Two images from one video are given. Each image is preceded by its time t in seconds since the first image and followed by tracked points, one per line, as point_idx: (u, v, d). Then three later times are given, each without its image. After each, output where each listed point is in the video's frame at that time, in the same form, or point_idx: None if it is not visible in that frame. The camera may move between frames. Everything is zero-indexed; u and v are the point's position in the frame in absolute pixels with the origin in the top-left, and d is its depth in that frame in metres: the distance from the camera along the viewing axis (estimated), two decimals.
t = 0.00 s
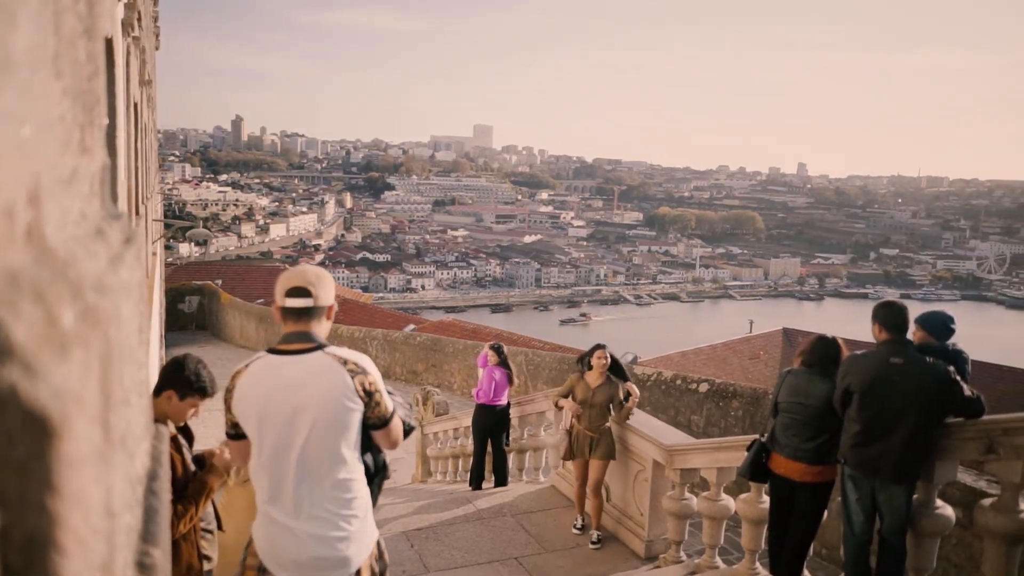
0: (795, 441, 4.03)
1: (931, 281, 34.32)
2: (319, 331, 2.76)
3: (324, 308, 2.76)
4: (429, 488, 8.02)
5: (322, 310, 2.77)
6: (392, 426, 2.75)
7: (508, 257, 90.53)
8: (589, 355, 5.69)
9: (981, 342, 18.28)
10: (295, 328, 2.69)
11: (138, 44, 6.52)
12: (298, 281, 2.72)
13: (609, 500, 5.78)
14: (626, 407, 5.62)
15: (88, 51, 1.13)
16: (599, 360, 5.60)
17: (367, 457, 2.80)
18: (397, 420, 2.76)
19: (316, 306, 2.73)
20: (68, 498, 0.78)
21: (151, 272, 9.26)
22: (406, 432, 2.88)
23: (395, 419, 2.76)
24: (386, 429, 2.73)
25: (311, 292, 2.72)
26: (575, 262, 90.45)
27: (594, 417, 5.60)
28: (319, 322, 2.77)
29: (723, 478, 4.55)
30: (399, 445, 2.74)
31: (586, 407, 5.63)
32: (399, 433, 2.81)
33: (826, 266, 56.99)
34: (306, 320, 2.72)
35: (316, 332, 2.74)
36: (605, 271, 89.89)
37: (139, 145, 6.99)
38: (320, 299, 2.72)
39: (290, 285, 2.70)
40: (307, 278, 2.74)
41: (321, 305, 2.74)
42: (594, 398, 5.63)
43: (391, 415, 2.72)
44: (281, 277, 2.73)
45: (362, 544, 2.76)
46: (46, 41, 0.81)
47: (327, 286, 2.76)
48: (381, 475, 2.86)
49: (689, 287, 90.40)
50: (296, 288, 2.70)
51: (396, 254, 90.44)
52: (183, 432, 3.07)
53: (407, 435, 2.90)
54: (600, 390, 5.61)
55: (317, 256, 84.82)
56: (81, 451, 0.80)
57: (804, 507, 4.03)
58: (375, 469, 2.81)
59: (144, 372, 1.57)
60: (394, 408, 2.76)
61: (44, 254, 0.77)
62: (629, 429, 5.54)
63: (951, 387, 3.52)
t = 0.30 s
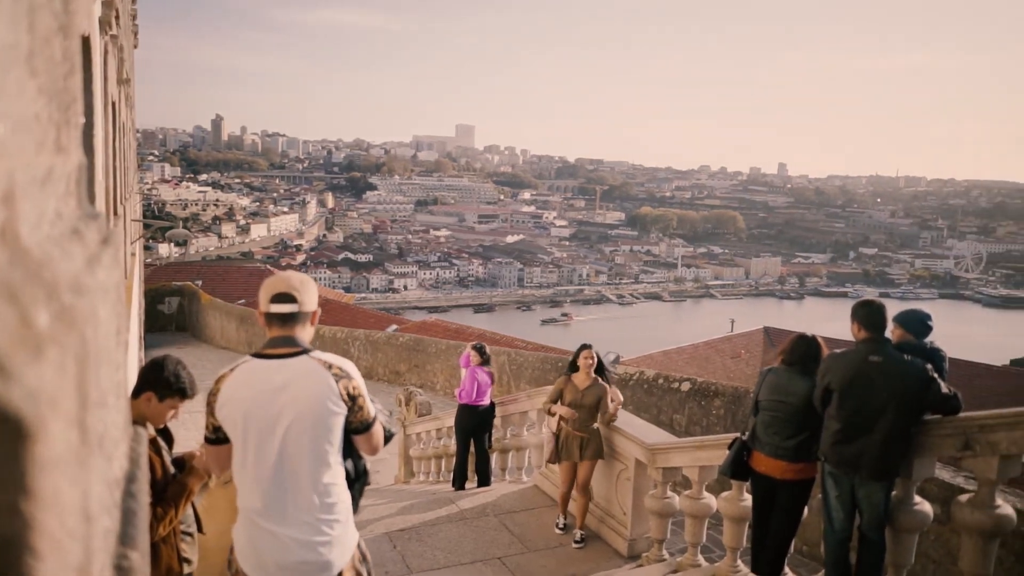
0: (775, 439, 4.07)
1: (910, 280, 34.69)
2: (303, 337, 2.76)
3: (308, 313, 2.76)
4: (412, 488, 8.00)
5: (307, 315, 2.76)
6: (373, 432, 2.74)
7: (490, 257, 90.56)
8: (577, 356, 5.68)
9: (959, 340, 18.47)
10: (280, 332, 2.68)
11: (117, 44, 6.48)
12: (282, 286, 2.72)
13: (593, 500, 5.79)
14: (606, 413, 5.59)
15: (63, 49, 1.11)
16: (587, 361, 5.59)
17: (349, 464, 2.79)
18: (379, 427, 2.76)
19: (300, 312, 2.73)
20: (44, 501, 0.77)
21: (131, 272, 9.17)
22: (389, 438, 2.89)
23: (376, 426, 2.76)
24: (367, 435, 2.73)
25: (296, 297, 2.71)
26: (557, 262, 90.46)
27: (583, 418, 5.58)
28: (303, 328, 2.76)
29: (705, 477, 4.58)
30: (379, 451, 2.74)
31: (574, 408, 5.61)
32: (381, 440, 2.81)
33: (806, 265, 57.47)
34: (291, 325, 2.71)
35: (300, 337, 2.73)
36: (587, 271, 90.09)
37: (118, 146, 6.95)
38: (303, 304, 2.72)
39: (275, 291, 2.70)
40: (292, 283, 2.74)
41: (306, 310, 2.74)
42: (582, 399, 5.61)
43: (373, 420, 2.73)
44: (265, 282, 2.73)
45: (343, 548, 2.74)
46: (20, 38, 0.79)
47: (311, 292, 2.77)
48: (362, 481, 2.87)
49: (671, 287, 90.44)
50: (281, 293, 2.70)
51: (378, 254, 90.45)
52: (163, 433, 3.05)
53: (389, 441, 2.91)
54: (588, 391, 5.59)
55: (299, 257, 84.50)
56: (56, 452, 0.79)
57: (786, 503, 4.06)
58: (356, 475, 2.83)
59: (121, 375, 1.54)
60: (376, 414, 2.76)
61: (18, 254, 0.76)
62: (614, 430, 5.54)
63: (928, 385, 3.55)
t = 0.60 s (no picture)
0: (759, 437, 4.09)
1: (890, 279, 34.97)
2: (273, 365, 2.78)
3: (278, 342, 2.79)
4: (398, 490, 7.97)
5: (277, 345, 2.79)
6: (340, 460, 2.73)
7: (474, 257, 90.54)
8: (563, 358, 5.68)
9: (939, 340, 18.63)
10: (248, 360, 2.71)
11: (97, 43, 6.43)
12: (254, 314, 2.75)
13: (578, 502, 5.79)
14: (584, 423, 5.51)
15: (42, 49, 1.10)
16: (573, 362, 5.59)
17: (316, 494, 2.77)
18: (346, 455, 2.75)
19: (271, 340, 2.75)
20: (23, 508, 0.76)
21: (112, 275, 9.08)
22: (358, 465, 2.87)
23: (344, 454, 2.74)
24: (333, 464, 2.72)
25: (268, 326, 2.74)
26: (541, 262, 90.43)
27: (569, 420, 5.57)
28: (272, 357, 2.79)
29: (689, 476, 4.61)
30: (346, 476, 2.73)
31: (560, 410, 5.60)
32: (349, 467, 2.80)
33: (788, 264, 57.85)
34: (260, 353, 2.74)
35: (270, 366, 2.75)
36: (572, 271, 90.20)
37: (99, 146, 6.90)
38: (275, 333, 2.76)
39: (247, 319, 2.73)
40: (263, 312, 2.78)
41: (277, 340, 2.78)
42: (567, 400, 5.60)
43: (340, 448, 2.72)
44: (238, 310, 2.76)
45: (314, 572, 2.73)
46: None
47: (282, 322, 2.80)
48: (331, 506, 2.85)
49: (655, 287, 90.44)
50: (252, 322, 2.74)
51: (362, 255, 90.41)
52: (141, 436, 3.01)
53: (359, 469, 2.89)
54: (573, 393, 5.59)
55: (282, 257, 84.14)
56: (34, 458, 0.78)
57: (771, 501, 4.08)
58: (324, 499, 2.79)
59: (102, 378, 1.53)
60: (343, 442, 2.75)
61: None
62: (600, 431, 5.54)
63: (909, 382, 3.57)
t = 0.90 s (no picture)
0: (740, 436, 4.12)
1: (870, 278, 35.29)
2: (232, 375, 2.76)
3: (238, 353, 2.77)
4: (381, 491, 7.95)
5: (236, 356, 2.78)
6: (298, 471, 2.73)
7: (458, 257, 90.49)
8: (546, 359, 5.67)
9: (918, 338, 18.81)
10: (208, 370, 2.69)
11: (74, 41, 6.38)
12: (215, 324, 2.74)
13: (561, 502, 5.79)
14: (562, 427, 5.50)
15: (16, 49, 1.09)
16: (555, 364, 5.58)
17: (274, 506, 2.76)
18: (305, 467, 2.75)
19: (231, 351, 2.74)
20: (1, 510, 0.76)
21: (90, 276, 9.01)
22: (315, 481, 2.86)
23: (303, 465, 2.75)
24: (294, 473, 2.72)
25: (229, 336, 2.73)
26: (524, 262, 90.43)
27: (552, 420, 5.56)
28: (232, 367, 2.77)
29: (671, 474, 4.63)
30: (304, 490, 2.72)
31: (543, 411, 5.59)
32: (307, 481, 2.79)
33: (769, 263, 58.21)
34: (221, 363, 2.72)
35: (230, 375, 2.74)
36: (555, 271, 90.28)
37: (76, 145, 6.84)
38: (236, 343, 2.75)
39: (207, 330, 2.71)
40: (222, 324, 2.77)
41: (238, 350, 2.76)
42: (550, 401, 5.59)
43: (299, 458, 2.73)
44: (198, 322, 2.73)
45: None
46: None
47: (243, 332, 2.80)
48: (289, 519, 2.84)
49: (637, 287, 90.51)
50: (213, 331, 2.73)
51: (344, 255, 90.38)
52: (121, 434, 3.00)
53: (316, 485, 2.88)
54: (556, 394, 5.58)
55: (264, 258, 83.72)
56: (10, 460, 0.78)
57: (752, 498, 4.11)
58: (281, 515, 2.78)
59: (79, 380, 1.51)
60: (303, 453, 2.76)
61: None
62: (584, 432, 5.53)
63: (887, 380, 3.61)
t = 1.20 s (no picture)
0: (722, 432, 4.16)
1: (850, 276, 35.55)
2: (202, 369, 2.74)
3: (207, 347, 2.74)
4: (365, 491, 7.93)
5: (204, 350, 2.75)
6: (273, 462, 2.73)
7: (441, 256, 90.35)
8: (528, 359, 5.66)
9: (898, 335, 18.98)
10: (177, 365, 2.67)
11: (51, 38, 6.30)
12: (183, 319, 2.71)
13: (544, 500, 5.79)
14: (545, 427, 5.50)
15: None
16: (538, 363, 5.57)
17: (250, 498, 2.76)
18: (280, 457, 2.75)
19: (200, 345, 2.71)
20: None
21: (69, 276, 8.91)
22: (291, 472, 2.87)
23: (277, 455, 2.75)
24: (267, 465, 2.72)
25: (197, 330, 2.71)
26: (508, 261, 90.44)
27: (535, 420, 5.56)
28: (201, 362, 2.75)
29: (654, 471, 4.65)
30: (279, 480, 2.72)
31: (526, 410, 5.58)
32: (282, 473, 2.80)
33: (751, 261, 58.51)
34: (189, 358, 2.69)
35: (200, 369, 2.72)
36: (539, 270, 90.32)
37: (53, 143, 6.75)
38: (204, 337, 2.72)
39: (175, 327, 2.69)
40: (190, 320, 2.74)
41: (207, 345, 2.74)
42: (533, 401, 5.59)
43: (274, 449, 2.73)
44: (165, 320, 2.69)
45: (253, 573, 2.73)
46: None
47: (212, 328, 2.78)
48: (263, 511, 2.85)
49: (621, 286, 90.53)
50: (182, 327, 2.70)
51: (327, 255, 90.36)
52: (99, 432, 2.98)
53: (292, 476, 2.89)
54: (539, 394, 5.57)
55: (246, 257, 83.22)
56: None
57: (733, 493, 4.15)
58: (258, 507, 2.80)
59: (56, 380, 1.48)
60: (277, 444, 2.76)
61: None
62: (568, 431, 5.54)
63: (867, 376, 3.64)
